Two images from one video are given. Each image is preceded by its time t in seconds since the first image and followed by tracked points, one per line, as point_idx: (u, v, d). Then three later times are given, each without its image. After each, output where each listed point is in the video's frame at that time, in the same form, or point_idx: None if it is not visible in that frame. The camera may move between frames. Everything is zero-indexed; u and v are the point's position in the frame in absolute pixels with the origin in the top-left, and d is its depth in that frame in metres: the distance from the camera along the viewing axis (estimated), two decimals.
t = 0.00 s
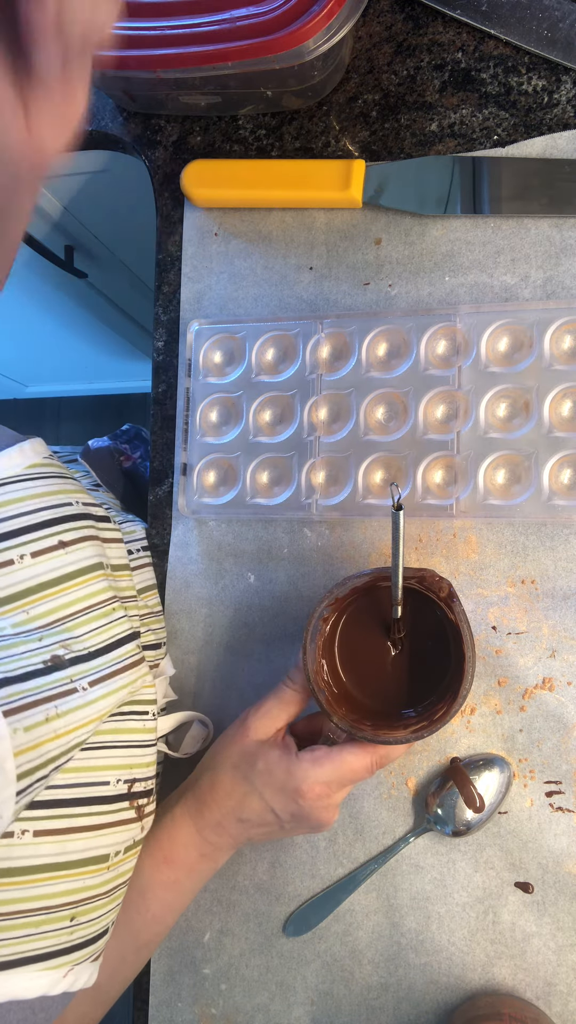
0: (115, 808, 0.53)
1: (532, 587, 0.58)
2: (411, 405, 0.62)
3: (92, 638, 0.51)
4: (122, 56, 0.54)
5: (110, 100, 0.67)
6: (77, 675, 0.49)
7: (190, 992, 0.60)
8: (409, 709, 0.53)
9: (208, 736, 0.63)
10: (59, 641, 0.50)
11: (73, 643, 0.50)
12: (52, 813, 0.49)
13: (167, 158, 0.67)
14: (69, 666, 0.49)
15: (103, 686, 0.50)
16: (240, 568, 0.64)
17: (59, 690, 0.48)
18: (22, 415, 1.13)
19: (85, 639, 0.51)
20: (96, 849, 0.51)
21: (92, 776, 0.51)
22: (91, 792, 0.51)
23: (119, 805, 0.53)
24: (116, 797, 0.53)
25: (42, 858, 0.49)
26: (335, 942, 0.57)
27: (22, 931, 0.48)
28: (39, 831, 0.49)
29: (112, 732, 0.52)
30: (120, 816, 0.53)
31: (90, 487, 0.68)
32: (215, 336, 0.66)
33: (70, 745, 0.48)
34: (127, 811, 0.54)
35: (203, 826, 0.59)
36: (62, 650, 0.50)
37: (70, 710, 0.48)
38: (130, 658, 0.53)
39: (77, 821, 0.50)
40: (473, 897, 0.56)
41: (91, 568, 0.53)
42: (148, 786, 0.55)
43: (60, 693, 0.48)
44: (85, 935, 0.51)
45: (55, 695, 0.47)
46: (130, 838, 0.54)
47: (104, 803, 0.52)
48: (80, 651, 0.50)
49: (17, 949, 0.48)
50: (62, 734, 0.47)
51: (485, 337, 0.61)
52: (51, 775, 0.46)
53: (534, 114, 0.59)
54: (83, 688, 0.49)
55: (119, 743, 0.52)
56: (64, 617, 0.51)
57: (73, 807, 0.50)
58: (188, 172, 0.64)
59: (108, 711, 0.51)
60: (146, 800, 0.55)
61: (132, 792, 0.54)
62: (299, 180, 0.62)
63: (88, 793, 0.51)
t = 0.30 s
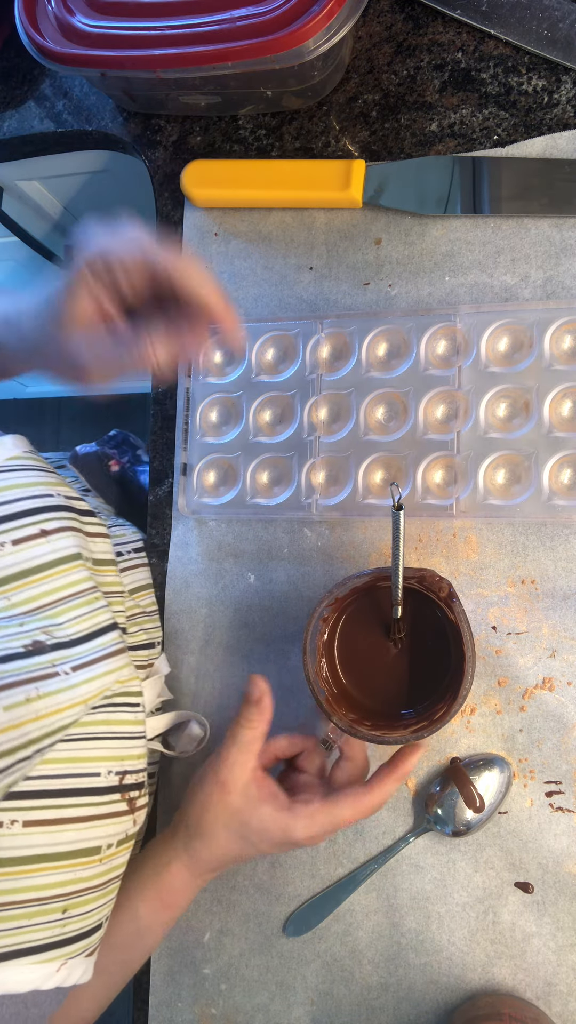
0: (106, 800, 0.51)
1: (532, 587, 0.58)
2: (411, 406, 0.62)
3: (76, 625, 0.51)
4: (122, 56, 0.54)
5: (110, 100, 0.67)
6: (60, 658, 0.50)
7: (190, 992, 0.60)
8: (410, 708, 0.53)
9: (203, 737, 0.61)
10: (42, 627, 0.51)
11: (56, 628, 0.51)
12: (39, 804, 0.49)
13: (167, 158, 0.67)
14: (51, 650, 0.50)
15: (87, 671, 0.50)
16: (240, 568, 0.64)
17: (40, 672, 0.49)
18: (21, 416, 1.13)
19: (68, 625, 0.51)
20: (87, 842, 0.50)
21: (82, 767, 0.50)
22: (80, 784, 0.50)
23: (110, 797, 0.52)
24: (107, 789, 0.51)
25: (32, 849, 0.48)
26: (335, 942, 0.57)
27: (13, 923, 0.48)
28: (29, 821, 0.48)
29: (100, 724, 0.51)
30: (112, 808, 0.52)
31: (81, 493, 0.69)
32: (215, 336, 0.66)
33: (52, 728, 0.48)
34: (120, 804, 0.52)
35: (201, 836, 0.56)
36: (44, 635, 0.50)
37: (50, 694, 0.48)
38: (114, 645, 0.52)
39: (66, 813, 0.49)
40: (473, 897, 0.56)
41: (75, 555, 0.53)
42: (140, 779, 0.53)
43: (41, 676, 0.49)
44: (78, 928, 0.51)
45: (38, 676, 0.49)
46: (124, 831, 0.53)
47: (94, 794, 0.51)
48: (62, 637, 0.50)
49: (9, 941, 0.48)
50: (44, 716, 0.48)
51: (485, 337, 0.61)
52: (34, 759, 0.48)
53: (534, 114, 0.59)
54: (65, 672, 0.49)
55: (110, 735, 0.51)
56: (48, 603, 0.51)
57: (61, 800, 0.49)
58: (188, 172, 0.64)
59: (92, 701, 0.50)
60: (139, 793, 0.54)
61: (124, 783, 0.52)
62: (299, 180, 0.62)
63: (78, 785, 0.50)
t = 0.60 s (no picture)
0: (89, 799, 0.54)
1: (532, 587, 0.58)
2: (411, 406, 0.62)
3: (44, 629, 0.54)
4: (122, 56, 0.54)
5: (110, 100, 0.67)
6: (30, 660, 0.53)
7: (190, 992, 0.60)
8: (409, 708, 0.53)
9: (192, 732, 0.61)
10: (11, 632, 0.53)
11: (24, 632, 0.53)
12: (23, 806, 0.51)
13: (167, 158, 0.67)
14: (21, 654, 0.53)
15: (58, 672, 0.53)
16: (240, 568, 0.64)
17: (12, 674, 0.52)
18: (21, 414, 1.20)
19: (37, 628, 0.54)
20: (71, 842, 0.53)
21: (64, 767, 0.53)
22: (62, 785, 0.53)
23: (94, 796, 0.54)
24: (89, 789, 0.54)
25: (15, 852, 0.51)
26: (335, 942, 0.57)
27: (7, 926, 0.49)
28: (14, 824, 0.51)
29: (82, 722, 0.54)
30: (97, 808, 0.54)
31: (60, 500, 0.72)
32: (215, 336, 0.66)
33: (31, 726, 0.52)
34: (103, 803, 0.55)
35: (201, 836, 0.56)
36: (14, 640, 0.53)
37: (23, 694, 0.52)
38: (86, 644, 0.55)
39: (52, 813, 0.52)
40: (473, 897, 0.56)
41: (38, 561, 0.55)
42: (122, 776, 0.56)
43: (13, 677, 0.52)
44: (71, 928, 0.52)
45: (11, 677, 0.52)
46: (110, 830, 0.55)
47: (76, 795, 0.53)
48: (32, 639, 0.53)
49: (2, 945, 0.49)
50: (18, 716, 0.52)
51: (485, 337, 0.61)
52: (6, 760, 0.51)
53: (534, 114, 0.59)
54: (36, 672, 0.52)
55: (87, 735, 0.54)
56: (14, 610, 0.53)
57: (43, 798, 0.52)
58: (188, 172, 0.64)
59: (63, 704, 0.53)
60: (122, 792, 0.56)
61: (107, 782, 0.55)
62: (299, 180, 0.62)
63: (60, 783, 0.53)
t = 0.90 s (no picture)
0: (80, 793, 0.43)
1: (532, 587, 0.58)
2: (411, 406, 0.62)
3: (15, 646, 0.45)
4: (122, 56, 0.54)
5: (110, 100, 0.67)
6: None
7: (190, 992, 0.59)
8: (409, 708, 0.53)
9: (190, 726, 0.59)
10: None
11: None
12: None
13: (167, 158, 0.67)
14: None
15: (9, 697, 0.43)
16: (240, 568, 0.64)
17: None
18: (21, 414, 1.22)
19: None
20: (66, 836, 0.42)
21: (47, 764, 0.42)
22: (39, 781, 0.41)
23: (85, 791, 0.43)
24: (78, 785, 0.43)
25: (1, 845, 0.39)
26: (335, 942, 0.57)
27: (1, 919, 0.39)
28: None
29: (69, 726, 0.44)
30: (91, 802, 0.43)
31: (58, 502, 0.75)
32: (215, 336, 0.66)
33: None
34: (98, 795, 0.44)
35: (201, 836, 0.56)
36: None
37: None
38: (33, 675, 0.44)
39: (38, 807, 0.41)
40: (473, 897, 0.56)
41: None
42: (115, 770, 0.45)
43: None
44: (75, 916, 0.42)
45: None
46: (110, 820, 0.44)
47: (68, 791, 0.42)
48: None
49: None
50: None
51: (485, 337, 0.61)
52: None
53: (534, 114, 0.59)
54: None
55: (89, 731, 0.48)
56: None
57: (30, 795, 0.41)
58: (188, 172, 0.64)
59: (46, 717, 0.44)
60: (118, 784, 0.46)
61: (100, 777, 0.44)
62: (299, 181, 0.62)
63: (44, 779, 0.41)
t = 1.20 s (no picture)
0: (110, 801, 0.44)
1: (532, 587, 0.58)
2: (411, 406, 0.62)
3: (35, 647, 0.44)
4: (123, 56, 0.54)
5: (110, 99, 0.67)
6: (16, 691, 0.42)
7: (190, 992, 0.59)
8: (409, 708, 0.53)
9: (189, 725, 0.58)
10: None
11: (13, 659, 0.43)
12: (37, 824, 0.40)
13: (167, 158, 0.67)
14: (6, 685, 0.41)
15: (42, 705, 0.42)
16: (240, 568, 0.64)
17: None
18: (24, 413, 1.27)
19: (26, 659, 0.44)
20: (101, 845, 0.43)
21: (75, 776, 0.42)
22: (75, 794, 0.42)
23: (115, 797, 0.44)
24: (108, 793, 0.44)
25: (42, 864, 0.40)
26: (335, 942, 0.57)
27: (47, 936, 0.39)
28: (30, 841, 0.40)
29: (89, 732, 0.44)
30: (121, 807, 0.44)
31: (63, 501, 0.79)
32: (214, 336, 0.66)
33: (25, 753, 0.40)
34: (128, 801, 0.45)
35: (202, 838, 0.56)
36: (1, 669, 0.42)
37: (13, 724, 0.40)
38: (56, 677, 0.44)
39: (74, 822, 0.41)
40: (473, 897, 0.56)
41: None
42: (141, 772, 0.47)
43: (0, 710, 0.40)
44: (117, 925, 0.43)
45: None
46: (142, 823, 0.45)
47: (98, 799, 0.43)
48: (20, 669, 0.43)
49: (44, 956, 0.39)
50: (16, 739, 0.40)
51: (486, 337, 0.61)
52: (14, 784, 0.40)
53: (534, 114, 0.59)
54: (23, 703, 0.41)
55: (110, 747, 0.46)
56: None
57: (65, 807, 0.41)
58: (188, 172, 0.64)
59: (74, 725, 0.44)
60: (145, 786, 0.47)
61: (127, 781, 0.45)
62: (299, 181, 0.62)
63: (75, 791, 0.42)
